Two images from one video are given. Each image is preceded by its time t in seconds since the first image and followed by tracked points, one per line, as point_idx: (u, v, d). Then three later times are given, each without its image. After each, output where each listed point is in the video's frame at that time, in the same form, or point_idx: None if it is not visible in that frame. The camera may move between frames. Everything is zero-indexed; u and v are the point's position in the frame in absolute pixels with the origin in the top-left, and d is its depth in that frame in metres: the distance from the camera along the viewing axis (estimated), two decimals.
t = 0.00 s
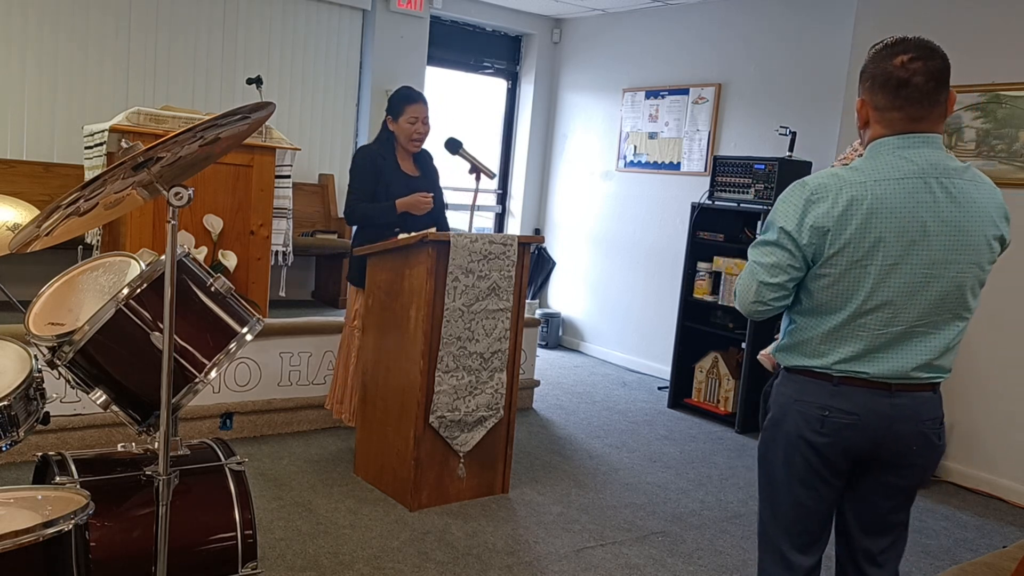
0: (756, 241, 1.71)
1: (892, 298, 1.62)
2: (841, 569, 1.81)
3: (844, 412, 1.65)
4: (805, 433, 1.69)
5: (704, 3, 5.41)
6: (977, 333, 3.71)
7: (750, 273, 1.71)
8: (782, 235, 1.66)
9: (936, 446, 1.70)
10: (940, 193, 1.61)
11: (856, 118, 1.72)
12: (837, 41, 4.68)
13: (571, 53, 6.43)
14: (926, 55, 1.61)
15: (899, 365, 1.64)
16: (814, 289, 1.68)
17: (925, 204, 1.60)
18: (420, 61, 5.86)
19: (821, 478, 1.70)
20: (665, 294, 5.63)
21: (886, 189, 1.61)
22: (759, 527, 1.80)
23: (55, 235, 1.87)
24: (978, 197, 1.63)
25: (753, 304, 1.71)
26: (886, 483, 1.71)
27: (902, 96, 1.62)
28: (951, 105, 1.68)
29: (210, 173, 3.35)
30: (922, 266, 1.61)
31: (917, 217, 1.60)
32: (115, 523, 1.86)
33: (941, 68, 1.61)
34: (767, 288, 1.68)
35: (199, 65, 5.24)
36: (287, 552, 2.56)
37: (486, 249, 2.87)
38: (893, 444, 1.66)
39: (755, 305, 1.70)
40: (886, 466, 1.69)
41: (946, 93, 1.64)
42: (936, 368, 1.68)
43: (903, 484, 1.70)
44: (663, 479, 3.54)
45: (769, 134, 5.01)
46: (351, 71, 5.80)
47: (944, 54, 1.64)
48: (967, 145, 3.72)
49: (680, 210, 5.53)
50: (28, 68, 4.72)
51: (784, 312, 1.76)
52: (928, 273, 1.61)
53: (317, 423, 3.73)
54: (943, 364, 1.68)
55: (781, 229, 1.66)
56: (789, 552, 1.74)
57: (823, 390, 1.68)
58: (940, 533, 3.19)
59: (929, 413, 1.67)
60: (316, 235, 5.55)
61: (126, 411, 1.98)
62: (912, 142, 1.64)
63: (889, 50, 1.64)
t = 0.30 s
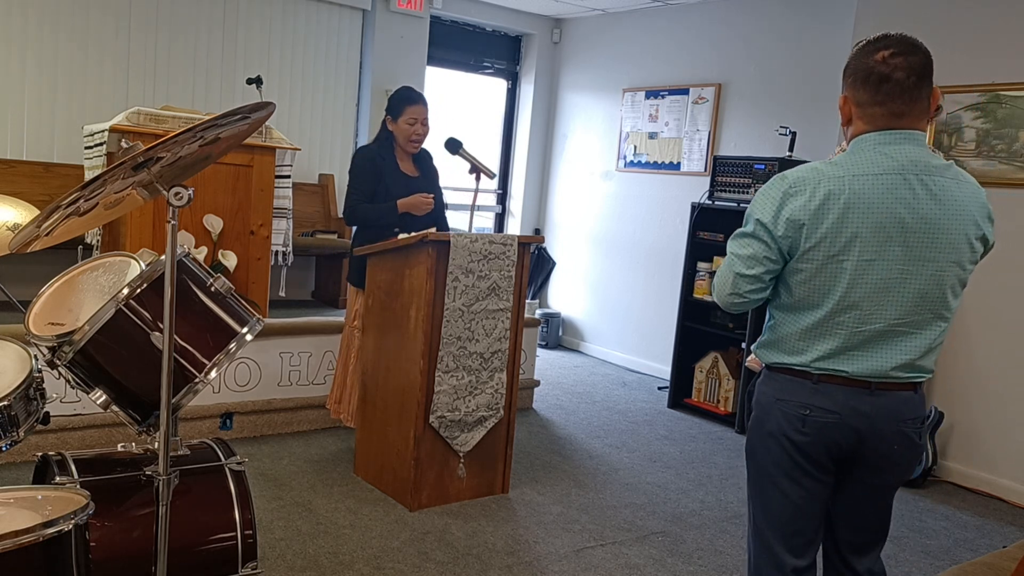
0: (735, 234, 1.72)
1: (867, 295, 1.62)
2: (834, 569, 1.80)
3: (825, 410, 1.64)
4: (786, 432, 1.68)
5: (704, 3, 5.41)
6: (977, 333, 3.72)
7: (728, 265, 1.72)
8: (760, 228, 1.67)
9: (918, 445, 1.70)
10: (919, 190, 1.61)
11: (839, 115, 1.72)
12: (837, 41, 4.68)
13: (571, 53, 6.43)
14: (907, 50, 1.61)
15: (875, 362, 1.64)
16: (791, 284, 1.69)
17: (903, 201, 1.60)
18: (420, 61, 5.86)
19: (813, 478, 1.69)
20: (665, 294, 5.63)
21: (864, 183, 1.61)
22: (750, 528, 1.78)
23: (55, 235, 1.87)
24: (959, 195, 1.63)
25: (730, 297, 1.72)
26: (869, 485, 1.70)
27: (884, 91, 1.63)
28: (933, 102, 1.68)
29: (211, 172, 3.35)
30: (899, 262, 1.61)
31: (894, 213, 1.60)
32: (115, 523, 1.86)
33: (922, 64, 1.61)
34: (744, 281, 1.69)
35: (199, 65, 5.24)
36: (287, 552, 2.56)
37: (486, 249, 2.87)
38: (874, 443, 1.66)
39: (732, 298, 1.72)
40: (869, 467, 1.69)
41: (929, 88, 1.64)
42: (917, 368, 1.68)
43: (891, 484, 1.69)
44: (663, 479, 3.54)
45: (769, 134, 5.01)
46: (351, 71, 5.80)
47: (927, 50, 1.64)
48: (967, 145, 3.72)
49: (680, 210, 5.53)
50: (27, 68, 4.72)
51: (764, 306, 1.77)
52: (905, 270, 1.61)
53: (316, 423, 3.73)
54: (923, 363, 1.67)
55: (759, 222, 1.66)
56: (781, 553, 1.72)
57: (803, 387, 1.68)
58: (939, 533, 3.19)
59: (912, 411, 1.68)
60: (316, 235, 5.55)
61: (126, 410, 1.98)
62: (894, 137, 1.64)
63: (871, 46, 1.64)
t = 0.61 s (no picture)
0: (718, 234, 1.75)
1: (844, 293, 1.62)
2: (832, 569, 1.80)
3: (811, 409, 1.65)
4: (774, 430, 1.69)
5: (704, 3, 5.41)
6: (976, 332, 3.72)
7: (711, 264, 1.75)
8: (738, 227, 1.69)
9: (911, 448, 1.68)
10: (896, 188, 1.60)
11: (824, 116, 1.74)
12: (837, 41, 4.68)
13: (571, 53, 6.43)
14: (885, 48, 1.62)
15: (856, 361, 1.63)
16: (772, 282, 1.70)
17: (879, 199, 1.60)
18: (420, 61, 5.86)
19: (809, 477, 1.69)
20: (665, 294, 5.63)
21: (839, 182, 1.61)
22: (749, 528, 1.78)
23: (55, 235, 1.87)
24: (941, 194, 1.61)
25: (714, 295, 1.75)
26: (863, 486, 1.69)
27: (861, 90, 1.64)
28: (917, 99, 1.68)
29: (211, 172, 3.35)
30: (875, 261, 1.60)
31: (870, 211, 1.59)
32: (115, 523, 1.86)
33: (900, 61, 1.61)
34: (725, 279, 1.71)
35: (199, 65, 5.24)
36: (287, 552, 2.56)
37: (486, 249, 2.87)
38: (861, 442, 1.65)
39: (716, 296, 1.74)
40: (859, 467, 1.68)
41: (909, 85, 1.63)
42: (906, 369, 1.66)
43: (885, 484, 1.68)
44: (663, 479, 3.54)
45: (770, 134, 5.01)
46: (351, 71, 5.80)
47: (908, 48, 1.64)
48: (967, 145, 3.72)
49: (680, 210, 5.53)
50: (27, 68, 4.72)
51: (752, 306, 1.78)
52: (882, 268, 1.60)
53: (316, 423, 3.73)
54: (913, 364, 1.66)
55: (737, 221, 1.69)
56: (778, 553, 1.72)
57: (789, 385, 1.68)
58: (939, 533, 3.19)
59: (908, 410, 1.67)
60: (316, 235, 5.55)
61: (126, 410, 1.98)
62: (874, 137, 1.64)
63: (850, 46, 1.66)
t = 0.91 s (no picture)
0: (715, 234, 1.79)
1: (832, 295, 1.62)
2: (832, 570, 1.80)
3: (809, 412, 1.64)
4: (773, 431, 1.69)
5: (704, 3, 5.41)
6: (976, 332, 3.72)
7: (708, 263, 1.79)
8: (730, 228, 1.73)
9: (911, 453, 1.66)
10: (884, 191, 1.59)
11: (819, 122, 1.75)
12: (837, 40, 4.68)
13: (571, 53, 6.43)
14: (873, 53, 1.62)
15: (847, 363, 1.62)
16: (766, 282, 1.72)
17: (866, 202, 1.59)
18: (420, 61, 5.86)
19: (808, 478, 1.68)
20: (665, 294, 5.63)
21: (826, 185, 1.62)
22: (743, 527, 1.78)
23: (56, 235, 1.87)
24: (932, 197, 1.59)
25: (712, 293, 1.79)
26: (862, 488, 1.68)
27: (851, 95, 1.65)
28: (911, 103, 1.67)
29: (211, 172, 3.35)
30: (862, 263, 1.60)
31: (856, 214, 1.60)
32: (115, 523, 1.86)
33: (889, 65, 1.61)
34: (720, 277, 1.75)
35: (199, 65, 5.24)
36: (287, 552, 2.56)
37: (486, 249, 2.87)
38: (860, 446, 1.64)
39: (712, 294, 1.78)
40: (858, 471, 1.67)
41: (900, 90, 1.63)
42: (907, 373, 1.64)
43: (885, 488, 1.66)
44: (663, 479, 3.54)
45: (770, 134, 5.01)
46: (351, 71, 5.80)
47: (899, 51, 1.63)
48: (967, 144, 3.72)
49: (680, 210, 5.53)
50: (27, 68, 4.72)
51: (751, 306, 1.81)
52: (868, 271, 1.60)
53: (316, 423, 3.73)
54: (913, 367, 1.64)
55: (729, 222, 1.73)
56: (775, 553, 1.72)
57: (789, 388, 1.68)
58: (939, 533, 3.19)
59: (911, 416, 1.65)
60: (316, 235, 5.55)
61: (127, 410, 1.98)
62: (865, 141, 1.64)
63: (841, 52, 1.67)
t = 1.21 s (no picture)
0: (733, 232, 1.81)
1: (845, 292, 1.62)
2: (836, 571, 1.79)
3: (823, 405, 1.64)
4: (789, 426, 1.70)
5: (705, 3, 5.41)
6: (975, 332, 3.72)
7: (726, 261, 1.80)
8: (746, 226, 1.75)
9: (929, 449, 1.64)
10: (898, 188, 1.60)
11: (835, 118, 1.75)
12: (836, 40, 4.68)
13: (571, 53, 6.43)
14: (894, 51, 1.62)
15: (861, 359, 1.62)
16: (782, 280, 1.73)
17: (880, 199, 1.60)
18: (420, 61, 5.86)
19: (821, 473, 1.68)
20: (665, 294, 5.63)
21: (839, 183, 1.63)
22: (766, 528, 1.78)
23: (56, 235, 1.87)
24: (946, 193, 1.59)
25: (730, 290, 1.80)
26: (879, 484, 1.67)
27: (870, 92, 1.66)
28: (929, 102, 1.68)
29: (211, 172, 3.35)
30: (875, 260, 1.60)
31: (869, 210, 1.60)
32: (115, 523, 1.86)
33: (910, 64, 1.61)
34: (737, 275, 1.76)
35: (199, 65, 5.23)
36: (287, 552, 2.56)
37: (486, 249, 2.87)
38: (876, 441, 1.63)
39: (730, 291, 1.80)
40: (874, 465, 1.66)
41: (920, 87, 1.64)
42: (924, 368, 1.63)
43: (901, 484, 1.65)
44: (663, 479, 3.54)
45: (770, 134, 5.01)
46: (351, 71, 5.80)
47: (919, 50, 1.64)
48: (967, 144, 3.72)
49: (680, 210, 5.53)
50: (27, 68, 4.72)
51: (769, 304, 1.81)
52: (882, 267, 1.60)
53: (316, 423, 3.73)
54: (929, 364, 1.63)
55: (745, 221, 1.75)
56: (791, 551, 1.72)
57: (802, 382, 1.69)
58: (939, 533, 3.19)
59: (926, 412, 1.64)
60: (316, 235, 5.55)
61: (126, 410, 1.98)
62: (879, 139, 1.65)
63: (860, 50, 1.67)
